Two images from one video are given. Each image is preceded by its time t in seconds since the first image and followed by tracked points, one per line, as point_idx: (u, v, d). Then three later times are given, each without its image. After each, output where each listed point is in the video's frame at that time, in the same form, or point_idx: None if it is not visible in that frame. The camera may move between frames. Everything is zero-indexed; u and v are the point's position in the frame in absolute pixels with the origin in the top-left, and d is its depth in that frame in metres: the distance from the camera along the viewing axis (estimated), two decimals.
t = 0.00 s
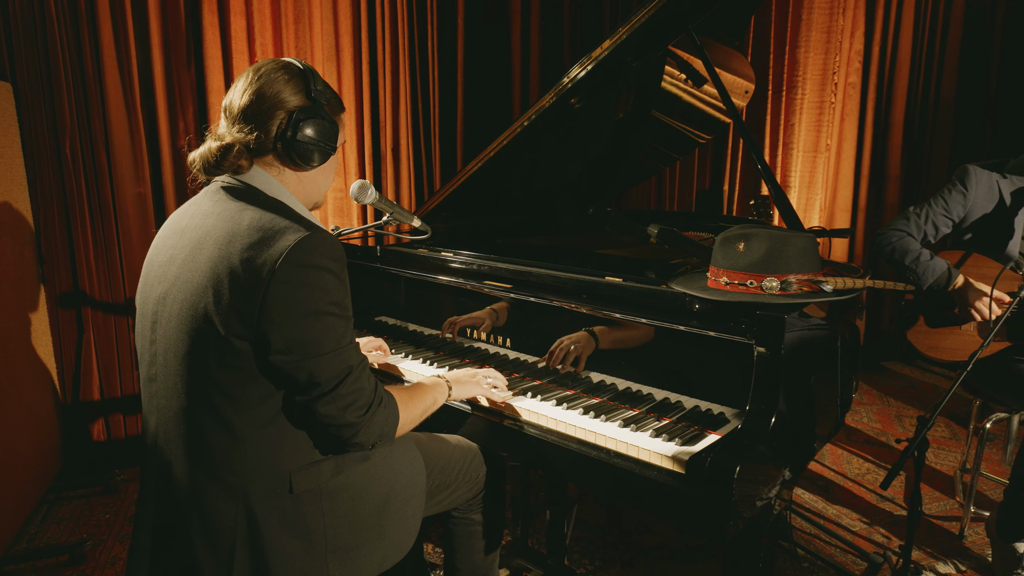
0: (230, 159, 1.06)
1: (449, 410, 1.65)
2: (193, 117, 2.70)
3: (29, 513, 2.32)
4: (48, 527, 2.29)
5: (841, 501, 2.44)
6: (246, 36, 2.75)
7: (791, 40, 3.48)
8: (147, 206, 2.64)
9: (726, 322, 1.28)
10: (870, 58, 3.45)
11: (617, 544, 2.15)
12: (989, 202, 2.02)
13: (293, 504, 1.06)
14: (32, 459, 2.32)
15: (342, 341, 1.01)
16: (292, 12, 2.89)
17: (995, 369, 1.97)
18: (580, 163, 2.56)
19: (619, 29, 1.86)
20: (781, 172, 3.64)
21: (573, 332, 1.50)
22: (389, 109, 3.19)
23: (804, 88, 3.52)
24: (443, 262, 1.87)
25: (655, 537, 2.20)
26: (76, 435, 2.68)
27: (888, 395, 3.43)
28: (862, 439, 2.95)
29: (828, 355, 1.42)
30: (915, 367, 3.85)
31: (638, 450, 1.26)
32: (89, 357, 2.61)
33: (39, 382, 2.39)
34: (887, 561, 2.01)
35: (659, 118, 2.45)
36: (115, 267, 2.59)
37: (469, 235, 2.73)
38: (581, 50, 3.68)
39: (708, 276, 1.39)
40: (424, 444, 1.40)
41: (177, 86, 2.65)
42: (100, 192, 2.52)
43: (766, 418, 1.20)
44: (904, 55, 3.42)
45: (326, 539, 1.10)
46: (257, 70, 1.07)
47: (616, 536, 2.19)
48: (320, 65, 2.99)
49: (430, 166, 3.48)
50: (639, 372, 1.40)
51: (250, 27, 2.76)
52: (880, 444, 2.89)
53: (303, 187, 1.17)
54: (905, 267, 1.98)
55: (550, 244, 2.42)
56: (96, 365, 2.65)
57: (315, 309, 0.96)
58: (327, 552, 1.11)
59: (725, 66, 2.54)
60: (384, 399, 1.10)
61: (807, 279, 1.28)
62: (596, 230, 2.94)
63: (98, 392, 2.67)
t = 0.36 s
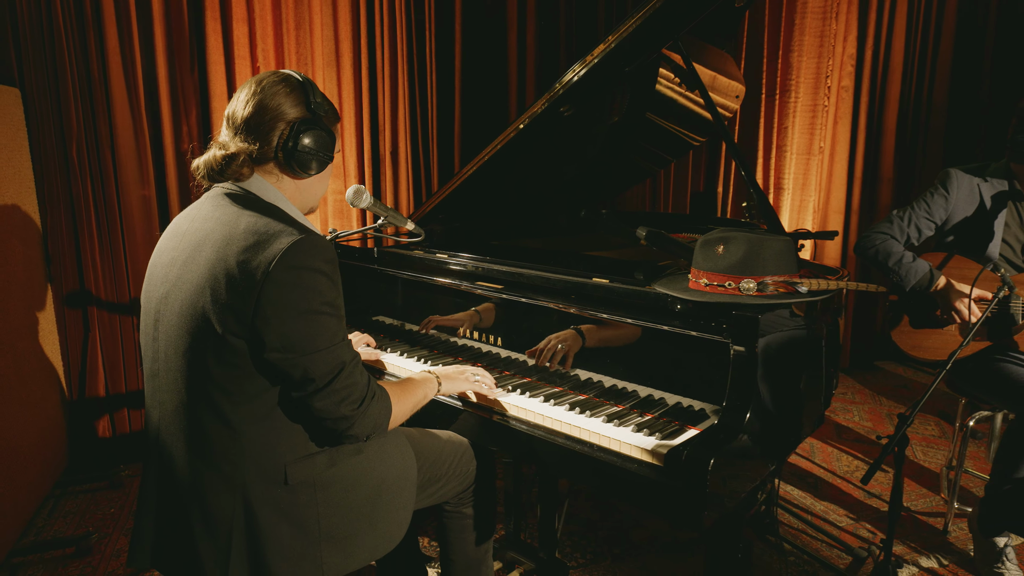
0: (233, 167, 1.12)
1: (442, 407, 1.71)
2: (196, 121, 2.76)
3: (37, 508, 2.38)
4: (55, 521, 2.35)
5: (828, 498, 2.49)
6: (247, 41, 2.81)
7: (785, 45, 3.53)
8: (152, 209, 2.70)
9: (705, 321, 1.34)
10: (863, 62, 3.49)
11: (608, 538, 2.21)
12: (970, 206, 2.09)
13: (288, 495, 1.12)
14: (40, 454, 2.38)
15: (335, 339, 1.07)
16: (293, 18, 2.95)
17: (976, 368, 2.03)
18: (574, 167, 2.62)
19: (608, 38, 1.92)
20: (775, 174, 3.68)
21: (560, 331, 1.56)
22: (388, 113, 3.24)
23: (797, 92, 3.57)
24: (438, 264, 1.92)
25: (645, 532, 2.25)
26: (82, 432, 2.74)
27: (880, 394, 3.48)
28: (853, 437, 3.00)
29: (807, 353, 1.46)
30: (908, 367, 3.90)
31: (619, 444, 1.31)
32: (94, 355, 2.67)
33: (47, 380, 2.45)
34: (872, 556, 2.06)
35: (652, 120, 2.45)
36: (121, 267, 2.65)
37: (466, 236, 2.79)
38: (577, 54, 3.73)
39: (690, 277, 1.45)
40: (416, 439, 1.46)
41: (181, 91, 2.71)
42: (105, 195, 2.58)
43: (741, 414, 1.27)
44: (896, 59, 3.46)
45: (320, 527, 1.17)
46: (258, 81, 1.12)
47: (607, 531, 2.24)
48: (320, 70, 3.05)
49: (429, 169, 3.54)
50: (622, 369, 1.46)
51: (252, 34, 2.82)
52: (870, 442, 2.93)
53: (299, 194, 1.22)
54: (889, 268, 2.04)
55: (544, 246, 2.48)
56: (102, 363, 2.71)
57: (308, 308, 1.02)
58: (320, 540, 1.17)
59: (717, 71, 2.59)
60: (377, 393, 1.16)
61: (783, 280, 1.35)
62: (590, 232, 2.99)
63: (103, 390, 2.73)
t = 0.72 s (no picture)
0: (230, 172, 1.19)
1: (435, 403, 1.77)
2: (199, 126, 2.83)
3: (44, 502, 2.44)
4: (62, 514, 2.42)
5: (816, 494, 2.55)
6: (249, 48, 2.87)
7: (777, 49, 3.57)
8: (156, 211, 2.77)
9: (684, 321, 1.39)
10: (855, 66, 3.54)
11: (599, 533, 2.27)
12: (951, 209, 2.17)
13: (286, 483, 1.19)
14: (47, 450, 2.45)
15: (331, 333, 1.14)
16: (294, 25, 3.01)
17: (957, 367, 2.06)
18: (569, 169, 2.68)
19: (599, 46, 1.98)
20: (768, 177, 3.73)
21: (545, 321, 1.62)
22: (387, 117, 3.31)
23: (790, 95, 3.61)
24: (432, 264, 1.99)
25: (635, 527, 2.31)
26: (88, 428, 2.81)
27: (872, 393, 3.53)
28: (843, 435, 3.05)
29: (785, 350, 1.52)
30: (901, 366, 3.95)
31: (601, 438, 1.37)
32: (100, 354, 2.74)
33: (54, 378, 2.52)
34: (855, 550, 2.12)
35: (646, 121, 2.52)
36: (125, 269, 2.72)
37: (463, 238, 2.86)
38: (574, 58, 3.79)
39: (671, 279, 1.52)
40: (408, 434, 1.53)
41: (184, 97, 2.78)
42: (111, 198, 2.65)
43: (716, 410, 1.33)
44: (889, 63, 3.51)
45: (316, 515, 1.23)
46: (255, 92, 1.18)
47: (598, 526, 2.30)
48: (320, 76, 3.11)
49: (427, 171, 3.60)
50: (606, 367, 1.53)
51: (253, 41, 2.89)
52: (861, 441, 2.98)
53: (295, 197, 1.28)
54: (872, 270, 2.09)
55: (538, 248, 2.54)
56: (107, 361, 2.78)
57: (305, 304, 1.09)
58: (317, 527, 1.24)
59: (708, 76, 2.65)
60: (373, 382, 1.23)
61: (759, 282, 1.42)
62: (585, 233, 3.05)
63: (108, 387, 2.80)
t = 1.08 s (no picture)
0: (222, 173, 1.26)
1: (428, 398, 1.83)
2: (201, 128, 2.89)
3: (50, 495, 2.51)
4: (67, 507, 2.48)
5: (804, 489, 2.60)
6: (250, 51, 2.93)
7: (770, 53, 3.63)
8: (159, 211, 2.83)
9: (665, 318, 1.46)
10: (846, 69, 3.58)
11: (590, 526, 2.32)
12: (933, 210, 2.23)
13: (282, 470, 1.25)
14: (53, 445, 2.52)
15: (321, 328, 1.20)
16: (294, 29, 3.06)
17: (937, 365, 2.13)
18: (564, 170, 2.74)
19: (590, 50, 2.04)
20: (761, 178, 3.79)
21: (538, 327, 1.68)
22: (385, 120, 3.37)
23: (783, 98, 3.67)
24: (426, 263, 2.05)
25: (625, 520, 2.37)
26: (92, 423, 2.87)
27: (864, 391, 3.58)
28: (834, 432, 3.10)
29: (758, 346, 1.60)
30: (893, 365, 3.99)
31: (584, 430, 1.43)
32: (103, 350, 2.81)
33: (59, 375, 2.58)
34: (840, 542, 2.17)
35: (643, 125, 2.55)
36: (129, 268, 2.78)
37: (459, 238, 2.92)
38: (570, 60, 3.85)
39: (654, 278, 1.58)
40: (401, 426, 1.59)
41: (186, 100, 2.84)
42: (115, 199, 2.71)
43: (695, 403, 1.39)
44: (880, 65, 3.56)
45: (311, 502, 1.29)
46: (249, 100, 1.27)
47: (589, 519, 2.36)
48: (320, 78, 3.16)
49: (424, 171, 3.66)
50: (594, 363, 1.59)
51: (254, 44, 2.94)
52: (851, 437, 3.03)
53: (290, 199, 1.34)
54: (856, 269, 2.19)
55: (532, 248, 2.60)
56: (111, 358, 2.84)
57: (298, 299, 1.15)
58: (311, 513, 1.30)
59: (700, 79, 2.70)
60: (358, 378, 1.29)
61: (737, 281, 1.48)
62: (579, 233, 3.11)
63: (112, 383, 2.86)
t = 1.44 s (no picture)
0: (218, 177, 1.34)
1: (420, 392, 1.89)
2: (200, 130, 2.94)
3: (52, 489, 2.57)
4: (69, 501, 2.54)
5: (789, 483, 2.66)
6: (248, 55, 2.98)
7: (759, 56, 3.69)
8: (159, 211, 2.89)
9: (645, 315, 1.51)
10: (835, 72, 3.63)
11: (578, 518, 2.39)
12: (912, 211, 2.30)
13: (276, 459, 1.31)
14: (55, 440, 2.58)
15: (315, 321, 1.26)
16: (291, 33, 3.11)
17: (916, 360, 2.19)
18: (557, 171, 2.80)
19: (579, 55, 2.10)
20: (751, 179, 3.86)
21: (527, 322, 1.74)
22: (380, 122, 3.43)
23: (773, 100, 3.74)
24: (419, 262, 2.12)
25: (614, 512, 2.43)
26: (93, 419, 2.93)
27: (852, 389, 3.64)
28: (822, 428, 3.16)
29: (734, 343, 1.66)
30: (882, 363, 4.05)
31: (560, 419, 1.51)
32: (104, 348, 2.87)
33: (61, 372, 2.64)
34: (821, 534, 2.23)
35: (636, 127, 2.59)
36: (129, 267, 2.84)
37: (453, 238, 2.98)
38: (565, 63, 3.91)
39: (635, 276, 1.65)
40: (392, 419, 1.66)
41: (185, 103, 2.90)
42: (116, 199, 2.77)
43: (671, 395, 1.45)
44: (869, 68, 3.62)
45: (304, 490, 1.36)
46: (239, 106, 1.33)
47: (578, 512, 2.42)
48: (318, 81, 3.21)
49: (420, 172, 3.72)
50: (578, 359, 1.66)
51: (252, 48, 3.00)
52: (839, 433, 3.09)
53: (283, 199, 1.40)
54: (838, 268, 2.23)
55: (525, 247, 2.66)
56: (111, 355, 2.90)
57: (293, 293, 1.21)
58: (304, 500, 1.36)
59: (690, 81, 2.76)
60: (352, 368, 1.35)
61: (713, 279, 1.55)
62: (572, 233, 3.16)
63: (112, 380, 2.92)
